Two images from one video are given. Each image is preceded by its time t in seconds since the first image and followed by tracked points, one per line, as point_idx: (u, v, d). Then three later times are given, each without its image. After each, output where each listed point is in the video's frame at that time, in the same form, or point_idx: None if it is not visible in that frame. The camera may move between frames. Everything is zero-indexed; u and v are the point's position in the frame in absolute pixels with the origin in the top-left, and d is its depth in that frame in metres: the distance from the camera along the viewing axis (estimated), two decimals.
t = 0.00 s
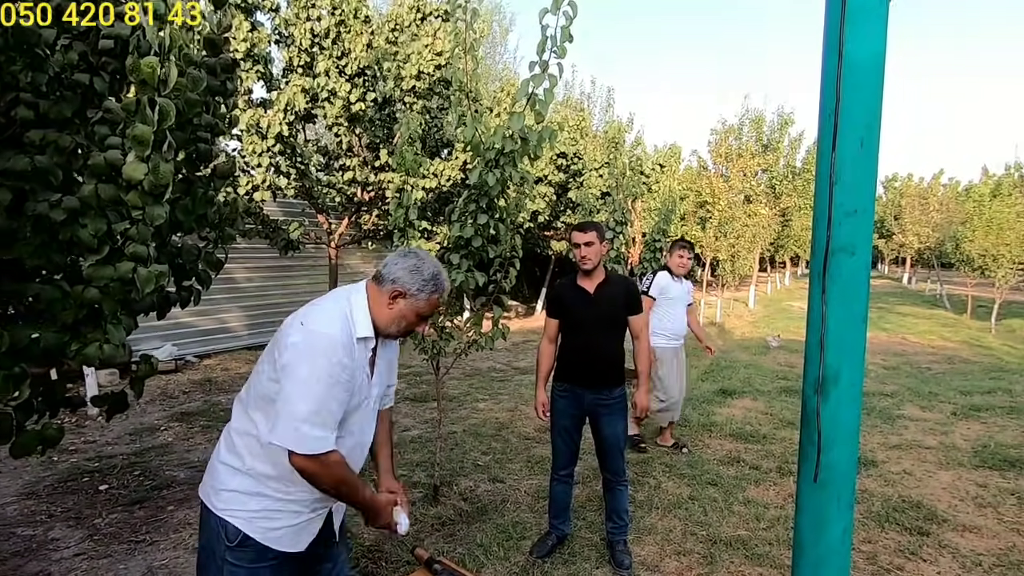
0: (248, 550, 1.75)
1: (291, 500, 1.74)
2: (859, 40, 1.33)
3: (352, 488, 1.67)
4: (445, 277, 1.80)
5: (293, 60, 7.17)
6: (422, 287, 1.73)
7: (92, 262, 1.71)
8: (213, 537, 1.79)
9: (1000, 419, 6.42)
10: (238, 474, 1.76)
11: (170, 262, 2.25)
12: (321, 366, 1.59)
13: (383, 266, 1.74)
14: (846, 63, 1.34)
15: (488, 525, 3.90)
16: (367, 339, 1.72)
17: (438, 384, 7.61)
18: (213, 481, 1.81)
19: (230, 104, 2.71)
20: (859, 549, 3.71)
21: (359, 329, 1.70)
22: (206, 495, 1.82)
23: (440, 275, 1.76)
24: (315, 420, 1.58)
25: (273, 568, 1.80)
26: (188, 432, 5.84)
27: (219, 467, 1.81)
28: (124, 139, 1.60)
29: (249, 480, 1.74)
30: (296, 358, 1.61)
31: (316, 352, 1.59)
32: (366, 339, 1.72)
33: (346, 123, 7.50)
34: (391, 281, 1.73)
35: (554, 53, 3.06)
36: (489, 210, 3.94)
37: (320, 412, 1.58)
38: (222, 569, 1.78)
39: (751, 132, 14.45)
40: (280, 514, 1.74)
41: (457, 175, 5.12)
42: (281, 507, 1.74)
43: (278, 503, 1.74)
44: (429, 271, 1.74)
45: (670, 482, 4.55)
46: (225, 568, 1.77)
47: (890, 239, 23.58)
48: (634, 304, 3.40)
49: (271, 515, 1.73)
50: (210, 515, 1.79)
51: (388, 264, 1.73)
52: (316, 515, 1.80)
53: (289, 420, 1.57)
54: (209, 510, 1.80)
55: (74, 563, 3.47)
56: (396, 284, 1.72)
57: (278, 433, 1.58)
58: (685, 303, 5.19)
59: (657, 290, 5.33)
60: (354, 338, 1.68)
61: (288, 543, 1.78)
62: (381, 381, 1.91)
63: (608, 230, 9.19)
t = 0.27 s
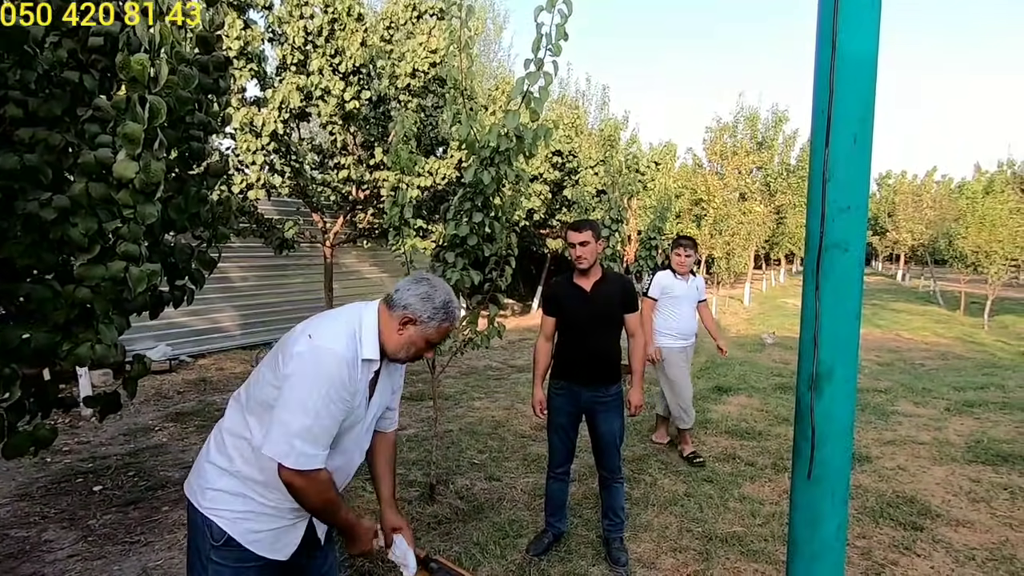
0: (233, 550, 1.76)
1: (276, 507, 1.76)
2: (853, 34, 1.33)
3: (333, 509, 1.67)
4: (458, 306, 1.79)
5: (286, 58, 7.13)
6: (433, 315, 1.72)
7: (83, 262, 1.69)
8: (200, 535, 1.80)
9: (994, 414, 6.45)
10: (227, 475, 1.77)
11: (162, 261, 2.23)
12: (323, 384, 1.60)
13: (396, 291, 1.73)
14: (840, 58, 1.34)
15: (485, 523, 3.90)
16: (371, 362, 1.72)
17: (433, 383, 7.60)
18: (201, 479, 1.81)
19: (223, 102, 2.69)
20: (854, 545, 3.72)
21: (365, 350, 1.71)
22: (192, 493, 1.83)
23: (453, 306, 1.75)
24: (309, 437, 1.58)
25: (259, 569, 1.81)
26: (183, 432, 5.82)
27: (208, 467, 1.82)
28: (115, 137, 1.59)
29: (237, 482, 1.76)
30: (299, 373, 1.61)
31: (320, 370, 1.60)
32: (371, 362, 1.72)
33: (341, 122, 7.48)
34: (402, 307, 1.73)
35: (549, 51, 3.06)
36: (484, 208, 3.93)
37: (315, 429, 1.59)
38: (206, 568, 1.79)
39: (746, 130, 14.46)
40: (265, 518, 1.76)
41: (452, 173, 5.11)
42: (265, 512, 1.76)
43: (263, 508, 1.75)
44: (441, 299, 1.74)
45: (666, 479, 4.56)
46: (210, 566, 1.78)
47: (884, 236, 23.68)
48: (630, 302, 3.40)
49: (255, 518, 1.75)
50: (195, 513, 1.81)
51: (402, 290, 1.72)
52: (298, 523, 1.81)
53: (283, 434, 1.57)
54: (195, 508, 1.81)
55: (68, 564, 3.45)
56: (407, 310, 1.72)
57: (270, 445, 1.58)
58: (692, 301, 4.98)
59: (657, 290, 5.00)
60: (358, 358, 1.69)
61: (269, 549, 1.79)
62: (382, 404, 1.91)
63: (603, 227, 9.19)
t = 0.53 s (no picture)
0: (219, 549, 1.78)
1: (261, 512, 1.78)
2: (849, 30, 1.33)
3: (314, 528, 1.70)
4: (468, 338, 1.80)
5: (283, 55, 7.11)
6: (440, 346, 1.73)
7: (77, 259, 1.68)
8: (185, 532, 1.81)
9: (989, 410, 6.48)
10: (215, 475, 1.79)
11: (157, 258, 2.22)
12: (325, 404, 1.63)
13: (406, 319, 1.75)
14: (836, 55, 1.33)
15: (482, 520, 3.90)
16: (374, 386, 1.74)
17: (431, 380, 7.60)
18: (187, 476, 1.83)
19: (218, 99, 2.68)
20: (850, 540, 3.73)
21: (371, 373, 1.73)
22: (177, 488, 1.84)
23: (461, 339, 1.76)
24: (303, 454, 1.61)
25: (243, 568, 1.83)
26: (180, 430, 5.82)
27: (195, 464, 1.83)
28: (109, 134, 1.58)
29: (224, 483, 1.77)
30: (301, 387, 1.64)
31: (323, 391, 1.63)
32: (375, 386, 1.74)
33: (337, 118, 7.47)
34: (411, 335, 1.74)
35: (546, 47, 3.05)
36: (481, 205, 3.92)
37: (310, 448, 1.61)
38: (190, 566, 1.81)
39: (743, 126, 14.48)
40: (248, 521, 1.78)
41: (450, 170, 5.11)
42: (249, 516, 1.77)
43: (247, 512, 1.77)
44: (449, 331, 1.74)
45: (663, 475, 4.57)
46: (194, 564, 1.80)
47: (881, 233, 23.74)
48: (627, 297, 3.40)
49: (240, 521, 1.77)
50: (181, 509, 1.81)
51: (410, 319, 1.74)
52: (280, 527, 1.83)
53: (278, 446, 1.60)
54: (180, 504, 1.82)
55: (65, 562, 3.45)
56: (415, 340, 1.73)
57: (264, 455, 1.61)
58: (703, 302, 4.80)
59: (667, 295, 4.85)
60: (363, 380, 1.71)
61: (249, 552, 1.81)
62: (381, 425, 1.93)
63: (601, 224, 9.20)
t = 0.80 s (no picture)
0: (226, 544, 1.81)
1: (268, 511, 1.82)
2: (853, 26, 1.33)
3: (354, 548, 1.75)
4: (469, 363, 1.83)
5: (284, 52, 7.12)
6: (444, 373, 1.75)
7: (81, 257, 1.68)
8: (188, 532, 1.83)
9: (990, 407, 6.49)
10: (218, 478, 1.82)
11: (161, 256, 2.23)
12: (351, 438, 1.63)
13: (410, 345, 1.77)
14: (841, 50, 1.33)
15: (484, 517, 3.91)
16: (388, 413, 1.75)
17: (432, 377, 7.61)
18: (188, 480, 1.85)
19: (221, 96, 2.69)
20: (851, 537, 3.73)
21: (384, 400, 1.73)
22: (178, 492, 1.87)
23: (463, 364, 1.78)
24: (338, 487, 1.63)
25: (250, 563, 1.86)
26: (183, 427, 5.83)
27: (197, 469, 1.86)
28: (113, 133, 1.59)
29: (227, 487, 1.81)
30: (326, 428, 1.62)
31: (347, 428, 1.62)
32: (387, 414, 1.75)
33: (339, 116, 7.47)
34: (415, 361, 1.76)
35: (547, 43, 3.04)
36: (483, 203, 3.92)
37: (343, 480, 1.63)
38: (197, 563, 1.82)
39: (745, 124, 14.47)
40: (255, 520, 1.82)
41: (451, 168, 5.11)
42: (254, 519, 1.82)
43: (254, 511, 1.81)
44: (453, 359, 1.77)
45: (665, 473, 4.57)
46: (200, 563, 1.81)
47: (883, 231, 23.71)
48: (628, 293, 3.39)
49: (247, 520, 1.81)
50: (182, 508, 1.84)
51: (414, 344, 1.76)
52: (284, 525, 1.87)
53: (312, 486, 1.60)
54: (183, 507, 1.84)
55: (69, 559, 3.46)
56: (419, 365, 1.75)
57: (300, 496, 1.60)
58: (713, 301, 4.75)
59: (678, 293, 4.87)
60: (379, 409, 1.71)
61: (257, 550, 1.85)
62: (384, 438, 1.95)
63: (602, 222, 9.21)
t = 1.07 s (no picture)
0: (236, 539, 1.80)
1: (279, 509, 1.82)
2: (869, 13, 1.31)
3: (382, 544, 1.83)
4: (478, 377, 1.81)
5: (288, 49, 7.12)
6: (453, 389, 1.74)
7: (86, 250, 1.67)
8: (196, 531, 1.82)
9: (996, 406, 6.45)
10: (228, 479, 1.81)
11: (166, 251, 2.22)
12: (373, 454, 1.65)
13: (420, 359, 1.75)
14: (857, 37, 1.32)
15: (488, 514, 3.91)
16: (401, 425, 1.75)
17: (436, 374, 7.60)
18: (196, 480, 1.84)
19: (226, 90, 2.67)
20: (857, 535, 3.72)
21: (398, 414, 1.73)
22: (186, 491, 1.85)
23: (472, 379, 1.78)
24: (363, 498, 1.68)
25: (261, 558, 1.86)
26: (187, 423, 5.83)
27: (205, 469, 1.84)
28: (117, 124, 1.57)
29: (237, 488, 1.80)
30: (348, 451, 1.63)
31: (370, 445, 1.64)
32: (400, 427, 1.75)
33: (343, 112, 7.46)
34: (424, 375, 1.74)
35: (550, 37, 3.03)
36: (486, 198, 3.91)
37: (369, 489, 1.68)
38: (208, 560, 1.81)
39: (750, 122, 14.42)
40: (266, 519, 1.82)
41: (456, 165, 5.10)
42: (265, 517, 1.82)
43: (266, 510, 1.81)
44: (462, 374, 1.76)
45: (669, 470, 4.56)
46: (212, 557, 1.81)
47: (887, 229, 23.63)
48: (633, 289, 3.38)
49: (259, 519, 1.81)
50: (190, 506, 1.83)
51: (424, 358, 1.75)
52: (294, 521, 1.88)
53: (339, 501, 1.65)
54: (191, 506, 1.83)
55: (74, 553, 3.47)
56: (428, 380, 1.73)
57: (328, 511, 1.65)
58: (737, 305, 4.70)
59: (709, 292, 4.89)
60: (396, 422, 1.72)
61: (268, 547, 1.85)
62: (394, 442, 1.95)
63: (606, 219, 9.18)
